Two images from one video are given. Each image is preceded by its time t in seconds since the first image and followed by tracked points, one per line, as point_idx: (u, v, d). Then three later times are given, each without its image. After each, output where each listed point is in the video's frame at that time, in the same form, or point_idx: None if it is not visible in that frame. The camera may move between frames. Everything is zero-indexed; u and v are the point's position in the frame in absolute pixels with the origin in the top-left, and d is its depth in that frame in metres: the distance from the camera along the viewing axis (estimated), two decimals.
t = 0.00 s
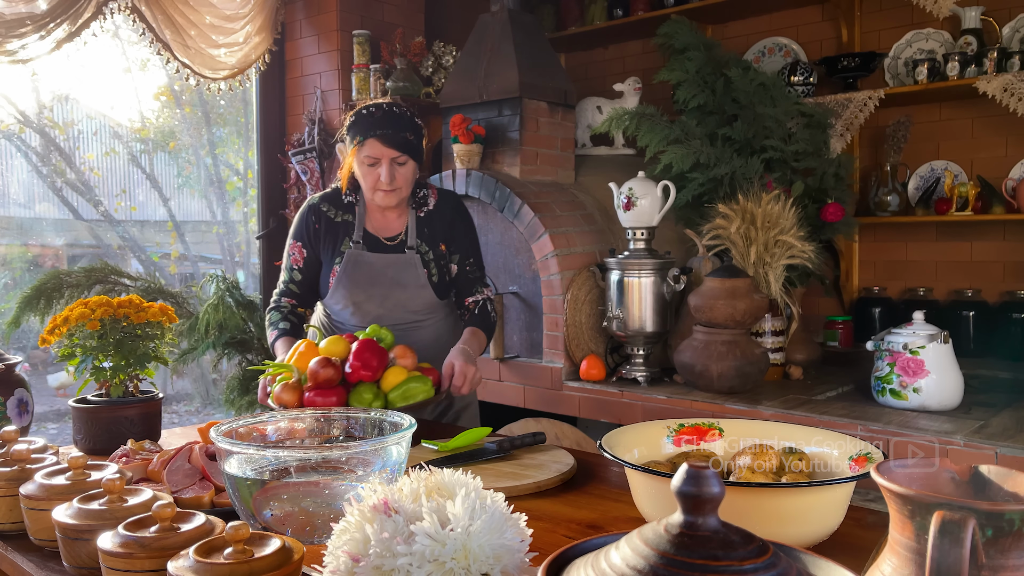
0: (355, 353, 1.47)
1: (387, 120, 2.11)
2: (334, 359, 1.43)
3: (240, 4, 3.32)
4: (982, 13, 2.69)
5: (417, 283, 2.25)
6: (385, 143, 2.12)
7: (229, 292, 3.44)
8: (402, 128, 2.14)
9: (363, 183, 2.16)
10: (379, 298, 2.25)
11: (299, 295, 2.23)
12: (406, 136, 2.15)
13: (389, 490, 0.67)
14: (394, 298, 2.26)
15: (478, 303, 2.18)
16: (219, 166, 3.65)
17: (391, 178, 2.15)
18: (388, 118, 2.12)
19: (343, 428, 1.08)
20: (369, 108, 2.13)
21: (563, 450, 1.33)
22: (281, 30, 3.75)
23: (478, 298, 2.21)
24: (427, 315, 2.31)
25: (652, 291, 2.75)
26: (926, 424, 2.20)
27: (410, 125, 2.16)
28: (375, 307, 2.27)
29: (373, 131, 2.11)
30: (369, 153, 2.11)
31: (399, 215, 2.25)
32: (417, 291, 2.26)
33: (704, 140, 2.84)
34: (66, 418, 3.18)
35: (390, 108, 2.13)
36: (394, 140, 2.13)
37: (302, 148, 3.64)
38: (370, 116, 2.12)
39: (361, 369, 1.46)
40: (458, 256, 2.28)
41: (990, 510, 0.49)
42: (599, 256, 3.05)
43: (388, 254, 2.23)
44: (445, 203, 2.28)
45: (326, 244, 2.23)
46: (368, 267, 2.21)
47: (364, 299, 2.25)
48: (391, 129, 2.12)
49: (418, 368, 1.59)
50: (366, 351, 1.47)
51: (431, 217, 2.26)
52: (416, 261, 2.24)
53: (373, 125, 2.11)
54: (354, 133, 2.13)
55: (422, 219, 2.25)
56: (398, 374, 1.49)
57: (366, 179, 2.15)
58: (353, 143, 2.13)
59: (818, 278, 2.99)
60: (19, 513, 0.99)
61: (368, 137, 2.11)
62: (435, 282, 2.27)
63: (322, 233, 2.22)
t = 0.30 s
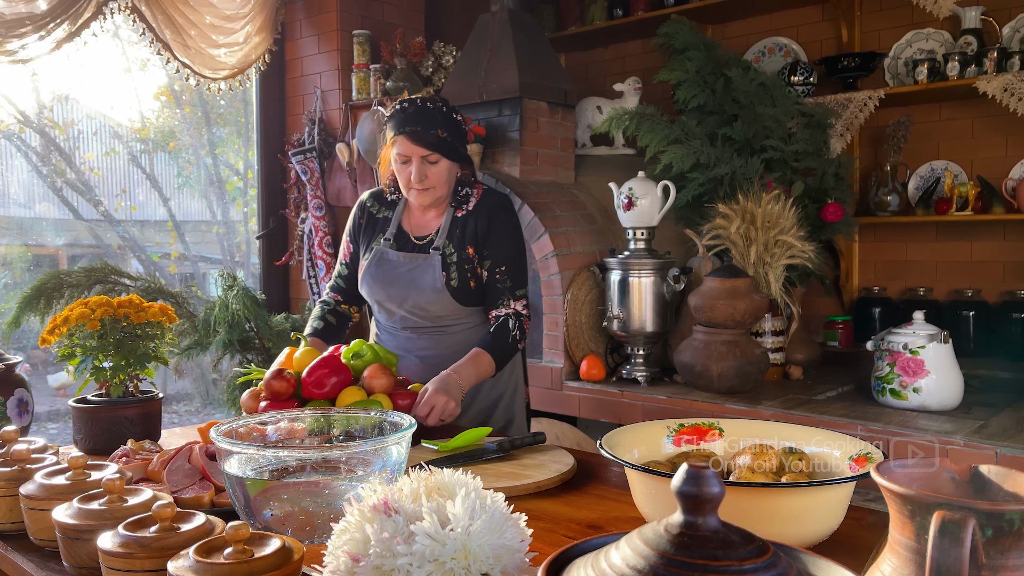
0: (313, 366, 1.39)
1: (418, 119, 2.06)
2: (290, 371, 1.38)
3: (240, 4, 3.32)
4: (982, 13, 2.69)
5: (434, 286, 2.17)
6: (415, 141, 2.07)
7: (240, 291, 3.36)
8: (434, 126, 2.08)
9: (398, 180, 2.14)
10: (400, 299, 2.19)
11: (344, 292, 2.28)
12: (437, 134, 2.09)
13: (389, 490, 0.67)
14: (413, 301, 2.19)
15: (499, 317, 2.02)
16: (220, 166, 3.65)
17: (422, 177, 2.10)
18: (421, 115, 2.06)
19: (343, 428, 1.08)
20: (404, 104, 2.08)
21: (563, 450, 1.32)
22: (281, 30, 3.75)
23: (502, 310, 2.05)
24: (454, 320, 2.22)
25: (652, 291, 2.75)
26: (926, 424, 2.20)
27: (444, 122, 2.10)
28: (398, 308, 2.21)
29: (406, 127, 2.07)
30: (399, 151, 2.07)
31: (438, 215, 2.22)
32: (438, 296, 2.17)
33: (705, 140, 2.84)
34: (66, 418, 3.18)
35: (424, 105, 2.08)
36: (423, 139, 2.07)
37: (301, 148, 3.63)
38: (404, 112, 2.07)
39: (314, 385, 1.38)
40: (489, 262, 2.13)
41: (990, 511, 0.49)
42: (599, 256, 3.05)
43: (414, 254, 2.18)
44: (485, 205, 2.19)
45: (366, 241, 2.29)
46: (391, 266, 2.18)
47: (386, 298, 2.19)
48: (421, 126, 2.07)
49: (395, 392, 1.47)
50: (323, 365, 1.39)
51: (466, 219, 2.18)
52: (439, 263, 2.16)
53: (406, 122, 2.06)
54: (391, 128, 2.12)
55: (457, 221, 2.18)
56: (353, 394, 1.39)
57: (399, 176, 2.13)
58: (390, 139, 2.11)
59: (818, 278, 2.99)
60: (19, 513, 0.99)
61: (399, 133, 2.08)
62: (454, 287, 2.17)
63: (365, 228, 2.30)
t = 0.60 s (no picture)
0: (297, 376, 1.40)
1: (430, 120, 1.79)
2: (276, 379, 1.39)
3: (240, 4, 3.31)
4: (982, 13, 2.69)
5: (442, 291, 1.91)
6: (426, 142, 1.80)
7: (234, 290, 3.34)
8: (445, 128, 1.79)
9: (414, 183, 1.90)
10: (412, 303, 1.97)
11: (368, 290, 2.11)
12: (449, 137, 1.80)
13: (389, 491, 0.67)
14: (423, 306, 1.95)
15: (504, 325, 1.72)
16: (219, 166, 3.65)
17: (433, 181, 1.84)
18: (434, 116, 1.79)
19: (343, 428, 1.08)
20: (416, 104, 1.82)
21: (563, 450, 1.33)
22: (281, 30, 3.75)
23: (510, 317, 1.75)
24: (468, 326, 1.95)
25: (652, 291, 2.76)
26: (926, 424, 2.20)
27: (458, 124, 1.81)
28: (412, 311, 1.99)
29: (416, 129, 1.80)
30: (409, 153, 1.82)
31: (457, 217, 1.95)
32: (446, 301, 1.92)
33: (705, 140, 2.84)
34: (66, 418, 3.18)
35: (437, 104, 1.81)
36: (433, 142, 1.79)
37: (301, 148, 3.63)
38: (418, 111, 1.82)
39: (296, 394, 1.37)
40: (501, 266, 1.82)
41: (991, 511, 0.49)
42: (599, 256, 3.06)
43: (426, 256, 1.95)
44: (503, 204, 1.87)
45: (389, 239, 2.10)
46: (404, 269, 1.96)
47: (399, 302, 1.98)
48: (431, 129, 1.79)
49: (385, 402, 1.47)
50: (307, 375, 1.40)
51: (481, 221, 1.88)
52: (448, 267, 1.90)
53: (418, 124, 1.80)
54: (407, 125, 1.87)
55: (472, 222, 1.90)
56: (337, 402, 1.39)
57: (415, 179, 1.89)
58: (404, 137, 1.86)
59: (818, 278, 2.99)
60: (19, 513, 0.99)
61: (410, 135, 1.82)
62: (462, 293, 1.90)
63: (389, 226, 2.11)
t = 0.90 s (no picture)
0: (286, 377, 1.40)
1: (420, 120, 1.78)
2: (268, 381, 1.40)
3: (240, 4, 3.31)
4: (982, 13, 2.69)
5: (441, 292, 1.91)
6: (419, 143, 1.78)
7: (233, 290, 3.32)
8: (437, 128, 1.78)
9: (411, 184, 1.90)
10: (413, 304, 1.97)
11: (369, 291, 2.12)
12: (441, 136, 1.79)
13: (389, 490, 0.67)
14: (425, 307, 1.95)
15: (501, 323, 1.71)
16: (219, 166, 3.65)
17: (429, 181, 1.83)
18: (426, 116, 1.78)
19: (343, 428, 1.08)
20: (408, 104, 1.81)
21: (563, 450, 1.32)
22: (281, 30, 3.75)
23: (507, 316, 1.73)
24: (470, 327, 1.94)
25: (652, 291, 2.76)
26: (926, 424, 2.20)
27: (450, 122, 1.79)
28: (414, 313, 1.99)
29: (408, 130, 1.79)
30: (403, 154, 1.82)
31: (455, 215, 1.94)
32: (446, 302, 1.92)
33: (704, 140, 2.84)
34: (66, 418, 3.18)
35: (429, 104, 1.79)
36: (426, 143, 1.78)
37: (301, 148, 3.63)
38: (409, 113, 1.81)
39: (284, 395, 1.37)
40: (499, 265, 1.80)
41: (990, 510, 0.49)
42: (599, 256, 3.06)
43: (425, 258, 1.95)
44: (500, 201, 1.86)
45: (389, 240, 2.10)
46: (405, 271, 1.97)
47: (401, 304, 1.99)
48: (422, 130, 1.78)
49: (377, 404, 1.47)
50: (296, 377, 1.40)
51: (479, 219, 1.87)
52: (447, 267, 1.90)
53: (410, 124, 1.79)
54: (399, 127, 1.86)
55: (470, 221, 1.89)
56: (325, 404, 1.39)
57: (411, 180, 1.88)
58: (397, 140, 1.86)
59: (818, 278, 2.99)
60: (20, 513, 0.99)
61: (403, 136, 1.81)
62: (462, 293, 1.90)
63: (389, 227, 2.11)
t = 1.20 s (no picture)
0: (282, 378, 1.40)
1: (435, 112, 1.76)
2: (265, 382, 1.41)
3: (240, 4, 3.31)
4: (982, 13, 2.69)
5: (446, 278, 1.87)
6: (431, 134, 1.76)
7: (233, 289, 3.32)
8: (449, 118, 1.76)
9: (417, 175, 1.86)
10: (416, 294, 1.92)
11: (363, 285, 2.09)
12: (454, 126, 1.77)
13: (389, 491, 0.67)
14: (428, 296, 1.90)
15: (508, 310, 1.69)
16: (219, 166, 3.65)
17: (441, 172, 1.81)
18: (437, 107, 1.76)
19: (343, 428, 1.08)
20: (415, 95, 1.78)
21: (563, 450, 1.32)
22: (281, 30, 3.75)
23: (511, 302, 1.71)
24: (476, 317, 1.90)
25: (652, 291, 2.76)
26: (926, 424, 2.20)
27: (461, 112, 1.78)
28: (416, 304, 1.94)
29: (418, 122, 1.76)
30: (415, 146, 1.79)
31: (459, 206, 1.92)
32: (451, 289, 1.87)
33: (704, 140, 2.84)
34: (66, 418, 3.18)
35: (437, 95, 1.78)
36: (440, 133, 1.76)
37: (301, 148, 3.63)
38: (416, 105, 1.78)
39: (280, 395, 1.38)
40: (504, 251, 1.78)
41: (990, 510, 0.49)
42: (599, 256, 3.06)
43: (428, 246, 1.91)
44: (502, 189, 1.84)
45: (388, 235, 2.06)
46: (407, 261, 1.92)
47: (404, 296, 1.93)
48: (436, 121, 1.75)
49: (374, 406, 1.47)
50: (292, 378, 1.40)
51: (482, 207, 1.85)
52: (451, 254, 1.87)
53: (419, 116, 1.76)
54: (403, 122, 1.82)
55: (473, 209, 1.86)
56: (321, 404, 1.38)
57: (417, 172, 1.85)
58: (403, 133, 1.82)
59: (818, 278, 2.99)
60: (20, 513, 0.99)
61: (413, 128, 1.78)
62: (467, 280, 1.86)
63: (388, 221, 2.08)
